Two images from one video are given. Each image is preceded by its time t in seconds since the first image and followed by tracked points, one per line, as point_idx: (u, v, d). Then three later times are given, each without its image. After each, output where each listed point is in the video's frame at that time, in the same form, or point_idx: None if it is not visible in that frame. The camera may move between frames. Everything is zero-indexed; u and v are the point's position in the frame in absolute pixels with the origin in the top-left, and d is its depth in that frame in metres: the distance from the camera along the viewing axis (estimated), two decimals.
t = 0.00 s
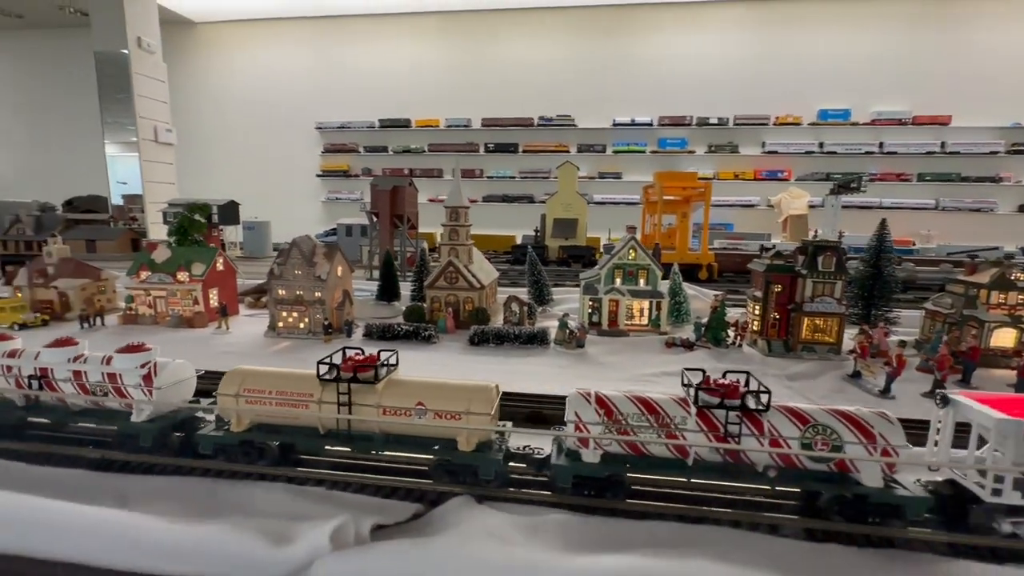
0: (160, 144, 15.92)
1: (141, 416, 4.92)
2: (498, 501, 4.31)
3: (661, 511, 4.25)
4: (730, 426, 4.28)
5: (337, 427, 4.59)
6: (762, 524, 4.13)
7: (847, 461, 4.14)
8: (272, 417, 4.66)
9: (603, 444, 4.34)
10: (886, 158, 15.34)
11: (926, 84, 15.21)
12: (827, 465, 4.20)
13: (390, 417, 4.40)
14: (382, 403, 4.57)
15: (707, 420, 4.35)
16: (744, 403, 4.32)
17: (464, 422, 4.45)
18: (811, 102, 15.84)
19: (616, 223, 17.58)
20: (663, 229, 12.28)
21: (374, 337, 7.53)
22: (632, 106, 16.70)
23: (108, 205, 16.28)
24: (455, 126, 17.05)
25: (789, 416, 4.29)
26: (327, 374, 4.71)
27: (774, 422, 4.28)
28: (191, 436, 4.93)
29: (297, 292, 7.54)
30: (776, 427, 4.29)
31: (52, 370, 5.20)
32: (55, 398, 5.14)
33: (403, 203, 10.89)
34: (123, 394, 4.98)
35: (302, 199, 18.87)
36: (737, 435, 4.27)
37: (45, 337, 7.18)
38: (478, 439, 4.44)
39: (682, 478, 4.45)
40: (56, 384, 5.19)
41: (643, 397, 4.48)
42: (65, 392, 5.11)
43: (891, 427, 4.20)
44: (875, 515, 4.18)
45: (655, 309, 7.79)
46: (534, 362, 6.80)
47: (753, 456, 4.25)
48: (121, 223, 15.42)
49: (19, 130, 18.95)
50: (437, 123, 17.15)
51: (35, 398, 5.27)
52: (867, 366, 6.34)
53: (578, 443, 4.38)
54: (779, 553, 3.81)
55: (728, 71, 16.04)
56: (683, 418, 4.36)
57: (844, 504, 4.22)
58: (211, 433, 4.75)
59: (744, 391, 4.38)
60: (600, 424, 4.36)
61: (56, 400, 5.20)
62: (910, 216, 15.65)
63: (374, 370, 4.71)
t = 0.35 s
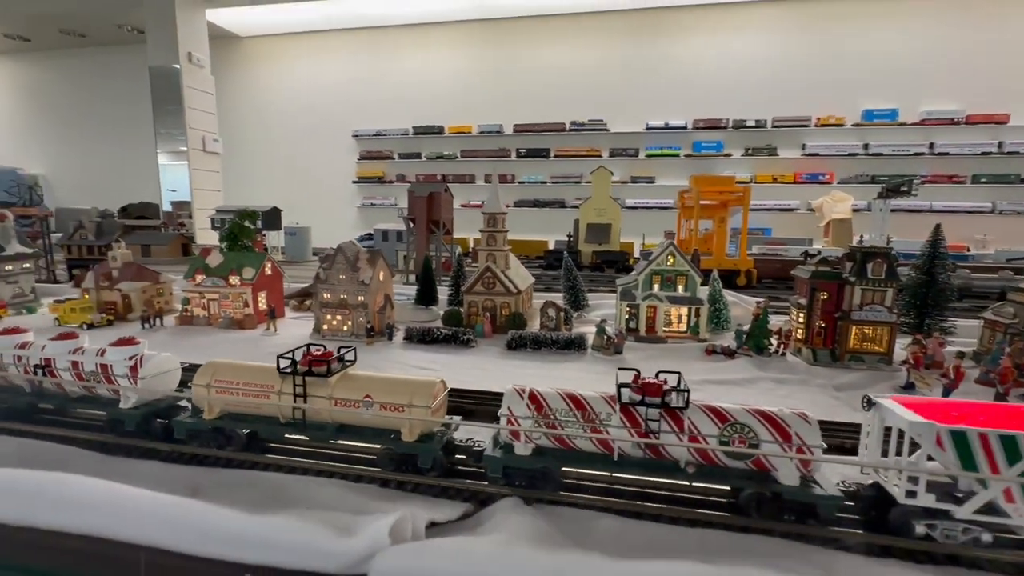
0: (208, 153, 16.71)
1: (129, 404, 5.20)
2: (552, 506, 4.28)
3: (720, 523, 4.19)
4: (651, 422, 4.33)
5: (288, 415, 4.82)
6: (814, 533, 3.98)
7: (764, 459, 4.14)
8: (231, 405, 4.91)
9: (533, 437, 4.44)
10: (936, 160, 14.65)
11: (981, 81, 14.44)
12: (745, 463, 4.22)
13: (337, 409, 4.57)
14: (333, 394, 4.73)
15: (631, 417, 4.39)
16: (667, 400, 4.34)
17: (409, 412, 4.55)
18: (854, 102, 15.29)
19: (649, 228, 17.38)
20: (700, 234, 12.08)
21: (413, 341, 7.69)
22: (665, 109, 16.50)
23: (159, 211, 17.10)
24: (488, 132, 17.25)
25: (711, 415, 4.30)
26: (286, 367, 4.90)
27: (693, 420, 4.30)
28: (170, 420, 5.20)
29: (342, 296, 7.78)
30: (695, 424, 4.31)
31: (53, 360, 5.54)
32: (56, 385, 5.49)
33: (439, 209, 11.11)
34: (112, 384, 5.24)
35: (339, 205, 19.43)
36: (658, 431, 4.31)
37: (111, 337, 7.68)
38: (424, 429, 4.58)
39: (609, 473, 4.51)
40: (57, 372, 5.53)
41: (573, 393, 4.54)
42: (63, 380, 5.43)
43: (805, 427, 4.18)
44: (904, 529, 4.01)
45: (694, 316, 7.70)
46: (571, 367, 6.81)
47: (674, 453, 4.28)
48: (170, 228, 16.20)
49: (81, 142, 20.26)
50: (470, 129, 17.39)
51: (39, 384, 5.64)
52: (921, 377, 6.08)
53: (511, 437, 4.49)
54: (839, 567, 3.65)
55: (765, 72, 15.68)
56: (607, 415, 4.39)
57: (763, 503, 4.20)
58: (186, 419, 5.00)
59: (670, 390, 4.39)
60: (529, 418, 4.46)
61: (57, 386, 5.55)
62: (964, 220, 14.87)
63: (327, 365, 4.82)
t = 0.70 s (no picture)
0: (248, 161, 17.35)
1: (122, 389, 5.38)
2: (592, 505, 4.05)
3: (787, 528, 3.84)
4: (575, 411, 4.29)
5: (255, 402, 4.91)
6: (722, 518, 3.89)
7: (680, 448, 4.02)
8: (211, 391, 5.06)
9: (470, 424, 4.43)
10: (987, 160, 13.98)
11: None
12: (664, 452, 4.10)
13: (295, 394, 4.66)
14: (295, 381, 4.82)
15: (558, 406, 4.35)
16: (593, 391, 4.31)
17: (362, 398, 4.61)
18: (897, 102, 14.70)
19: (680, 232, 17.14)
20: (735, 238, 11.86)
21: (449, 343, 7.78)
22: (696, 112, 16.26)
23: (201, 217, 17.83)
24: (517, 137, 17.38)
25: (633, 405, 4.23)
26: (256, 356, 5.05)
27: (615, 410, 4.24)
28: (153, 403, 5.35)
29: (380, 298, 7.98)
30: (617, 414, 4.23)
31: (58, 347, 5.78)
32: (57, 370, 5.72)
33: (471, 214, 11.26)
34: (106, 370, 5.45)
35: (371, 209, 19.90)
36: (582, 419, 4.27)
37: (163, 335, 8.06)
38: (376, 415, 4.63)
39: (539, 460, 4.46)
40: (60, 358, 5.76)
41: (510, 384, 4.51)
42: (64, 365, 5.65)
43: (722, 419, 4.07)
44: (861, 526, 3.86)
45: (731, 321, 7.57)
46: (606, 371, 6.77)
47: (594, 441, 4.20)
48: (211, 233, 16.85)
49: (131, 151, 21.36)
50: (499, 135, 17.56)
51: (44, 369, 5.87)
52: (976, 387, 5.83)
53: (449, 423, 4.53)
54: None
55: (800, 72, 15.29)
56: (537, 404, 4.33)
57: (682, 490, 4.06)
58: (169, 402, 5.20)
59: (599, 380, 4.36)
60: (467, 406, 4.44)
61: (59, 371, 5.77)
62: (1019, 222, 14.12)
63: (291, 355, 4.94)
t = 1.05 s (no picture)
0: (278, 166, 17.82)
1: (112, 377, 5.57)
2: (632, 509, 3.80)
3: (858, 544, 3.44)
4: (503, 403, 4.40)
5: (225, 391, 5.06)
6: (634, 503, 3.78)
7: (595, 437, 4.05)
8: (187, 380, 5.21)
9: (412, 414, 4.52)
10: None
11: None
12: (583, 441, 4.12)
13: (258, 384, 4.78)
14: (261, 372, 4.99)
15: (489, 398, 4.47)
16: (520, 383, 4.42)
17: (318, 386, 4.72)
18: (936, 100, 14.17)
19: (707, 236, 16.88)
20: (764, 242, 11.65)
21: (476, 346, 7.84)
22: (723, 114, 16.01)
23: (232, 222, 18.38)
24: (540, 141, 17.43)
25: (557, 397, 4.33)
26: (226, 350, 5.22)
27: (540, 402, 4.35)
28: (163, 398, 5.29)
29: (408, 302, 8.12)
30: (542, 406, 4.35)
31: (61, 341, 6.12)
32: (58, 362, 5.99)
33: (495, 218, 11.35)
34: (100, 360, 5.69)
35: (396, 213, 20.23)
36: (510, 410, 4.37)
37: (203, 336, 8.37)
38: (331, 405, 4.69)
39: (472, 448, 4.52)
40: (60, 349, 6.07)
41: (450, 377, 4.68)
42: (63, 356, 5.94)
43: (637, 410, 4.12)
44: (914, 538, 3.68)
45: (761, 326, 7.46)
46: (634, 376, 6.73)
47: (518, 431, 4.25)
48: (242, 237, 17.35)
49: (169, 159, 22.24)
50: (522, 139, 17.63)
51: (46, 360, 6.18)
52: None
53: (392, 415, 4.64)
54: None
55: (831, 72, 14.89)
56: (471, 396, 4.48)
57: (599, 478, 4.05)
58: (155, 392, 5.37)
59: (530, 375, 4.51)
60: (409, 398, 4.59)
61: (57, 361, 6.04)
62: None
63: (258, 349, 5.15)
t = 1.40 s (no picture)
0: (299, 169, 18.14)
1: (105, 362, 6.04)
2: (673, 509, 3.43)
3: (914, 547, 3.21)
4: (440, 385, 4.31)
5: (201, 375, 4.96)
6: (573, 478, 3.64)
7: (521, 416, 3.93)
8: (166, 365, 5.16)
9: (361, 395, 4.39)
10: None
11: None
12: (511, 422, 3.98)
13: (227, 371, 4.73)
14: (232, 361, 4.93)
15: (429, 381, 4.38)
16: (456, 366, 4.34)
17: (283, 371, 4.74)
18: (966, 97, 13.77)
19: (727, 237, 16.68)
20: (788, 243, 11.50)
21: (498, 345, 7.87)
22: (743, 114, 15.79)
23: (254, 223, 18.78)
24: (557, 143, 17.44)
25: (491, 379, 4.28)
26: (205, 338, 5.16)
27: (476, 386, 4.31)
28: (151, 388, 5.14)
29: (431, 301, 8.19)
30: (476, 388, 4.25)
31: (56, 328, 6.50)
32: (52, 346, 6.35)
33: (515, 219, 11.40)
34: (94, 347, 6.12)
35: (414, 215, 20.44)
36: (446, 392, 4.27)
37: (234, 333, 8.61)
38: (293, 388, 4.68)
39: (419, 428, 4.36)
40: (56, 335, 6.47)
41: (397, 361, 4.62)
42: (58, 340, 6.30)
43: (560, 393, 4.10)
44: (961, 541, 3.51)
45: (787, 327, 7.38)
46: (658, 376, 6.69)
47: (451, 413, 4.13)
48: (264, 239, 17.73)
49: (195, 162, 22.83)
50: (539, 140, 17.65)
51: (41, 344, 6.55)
52: None
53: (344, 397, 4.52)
54: None
55: (855, 69, 14.58)
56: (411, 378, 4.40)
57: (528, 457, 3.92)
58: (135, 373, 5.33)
59: (468, 358, 4.45)
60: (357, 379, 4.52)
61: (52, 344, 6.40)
62: None
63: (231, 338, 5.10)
